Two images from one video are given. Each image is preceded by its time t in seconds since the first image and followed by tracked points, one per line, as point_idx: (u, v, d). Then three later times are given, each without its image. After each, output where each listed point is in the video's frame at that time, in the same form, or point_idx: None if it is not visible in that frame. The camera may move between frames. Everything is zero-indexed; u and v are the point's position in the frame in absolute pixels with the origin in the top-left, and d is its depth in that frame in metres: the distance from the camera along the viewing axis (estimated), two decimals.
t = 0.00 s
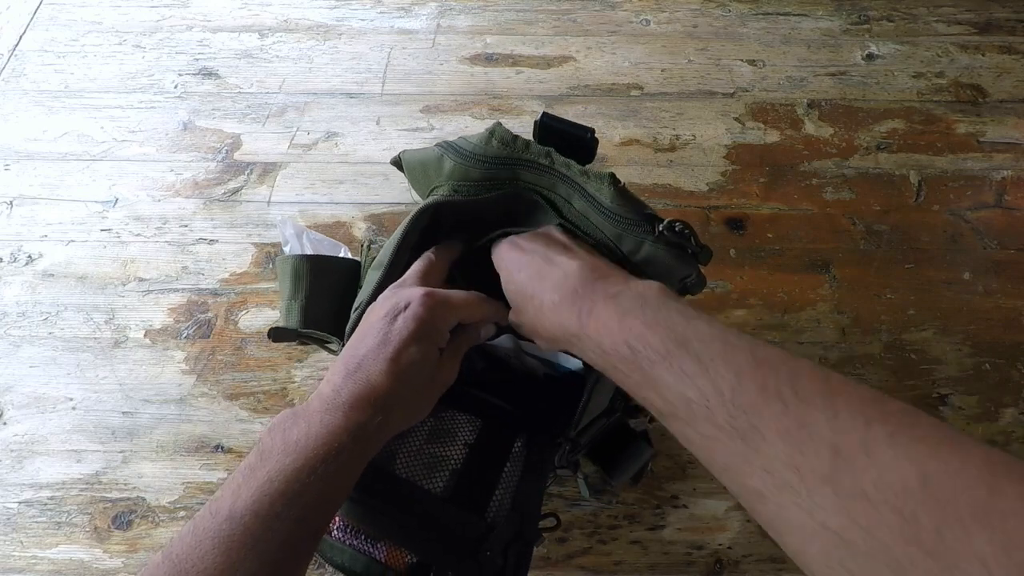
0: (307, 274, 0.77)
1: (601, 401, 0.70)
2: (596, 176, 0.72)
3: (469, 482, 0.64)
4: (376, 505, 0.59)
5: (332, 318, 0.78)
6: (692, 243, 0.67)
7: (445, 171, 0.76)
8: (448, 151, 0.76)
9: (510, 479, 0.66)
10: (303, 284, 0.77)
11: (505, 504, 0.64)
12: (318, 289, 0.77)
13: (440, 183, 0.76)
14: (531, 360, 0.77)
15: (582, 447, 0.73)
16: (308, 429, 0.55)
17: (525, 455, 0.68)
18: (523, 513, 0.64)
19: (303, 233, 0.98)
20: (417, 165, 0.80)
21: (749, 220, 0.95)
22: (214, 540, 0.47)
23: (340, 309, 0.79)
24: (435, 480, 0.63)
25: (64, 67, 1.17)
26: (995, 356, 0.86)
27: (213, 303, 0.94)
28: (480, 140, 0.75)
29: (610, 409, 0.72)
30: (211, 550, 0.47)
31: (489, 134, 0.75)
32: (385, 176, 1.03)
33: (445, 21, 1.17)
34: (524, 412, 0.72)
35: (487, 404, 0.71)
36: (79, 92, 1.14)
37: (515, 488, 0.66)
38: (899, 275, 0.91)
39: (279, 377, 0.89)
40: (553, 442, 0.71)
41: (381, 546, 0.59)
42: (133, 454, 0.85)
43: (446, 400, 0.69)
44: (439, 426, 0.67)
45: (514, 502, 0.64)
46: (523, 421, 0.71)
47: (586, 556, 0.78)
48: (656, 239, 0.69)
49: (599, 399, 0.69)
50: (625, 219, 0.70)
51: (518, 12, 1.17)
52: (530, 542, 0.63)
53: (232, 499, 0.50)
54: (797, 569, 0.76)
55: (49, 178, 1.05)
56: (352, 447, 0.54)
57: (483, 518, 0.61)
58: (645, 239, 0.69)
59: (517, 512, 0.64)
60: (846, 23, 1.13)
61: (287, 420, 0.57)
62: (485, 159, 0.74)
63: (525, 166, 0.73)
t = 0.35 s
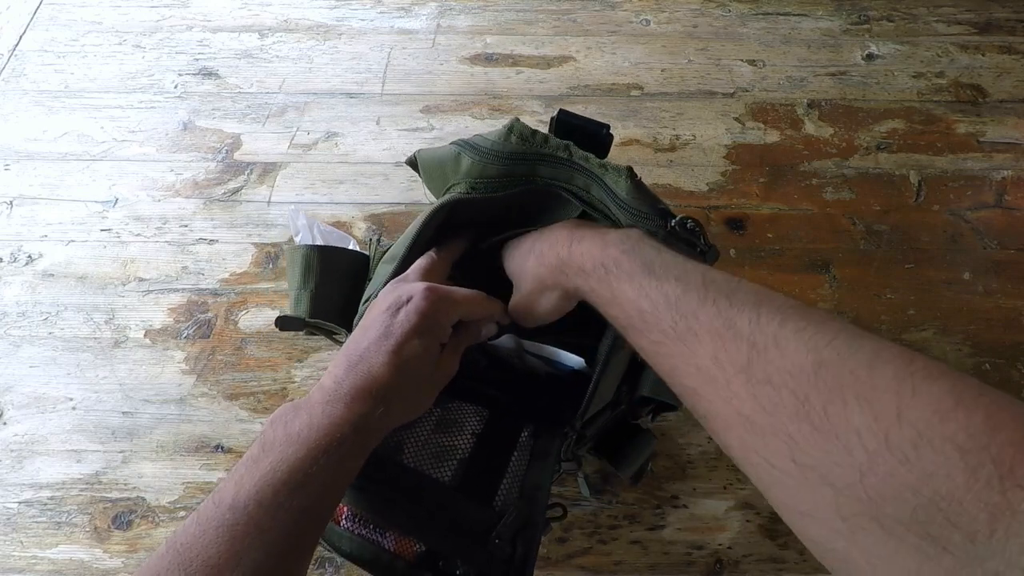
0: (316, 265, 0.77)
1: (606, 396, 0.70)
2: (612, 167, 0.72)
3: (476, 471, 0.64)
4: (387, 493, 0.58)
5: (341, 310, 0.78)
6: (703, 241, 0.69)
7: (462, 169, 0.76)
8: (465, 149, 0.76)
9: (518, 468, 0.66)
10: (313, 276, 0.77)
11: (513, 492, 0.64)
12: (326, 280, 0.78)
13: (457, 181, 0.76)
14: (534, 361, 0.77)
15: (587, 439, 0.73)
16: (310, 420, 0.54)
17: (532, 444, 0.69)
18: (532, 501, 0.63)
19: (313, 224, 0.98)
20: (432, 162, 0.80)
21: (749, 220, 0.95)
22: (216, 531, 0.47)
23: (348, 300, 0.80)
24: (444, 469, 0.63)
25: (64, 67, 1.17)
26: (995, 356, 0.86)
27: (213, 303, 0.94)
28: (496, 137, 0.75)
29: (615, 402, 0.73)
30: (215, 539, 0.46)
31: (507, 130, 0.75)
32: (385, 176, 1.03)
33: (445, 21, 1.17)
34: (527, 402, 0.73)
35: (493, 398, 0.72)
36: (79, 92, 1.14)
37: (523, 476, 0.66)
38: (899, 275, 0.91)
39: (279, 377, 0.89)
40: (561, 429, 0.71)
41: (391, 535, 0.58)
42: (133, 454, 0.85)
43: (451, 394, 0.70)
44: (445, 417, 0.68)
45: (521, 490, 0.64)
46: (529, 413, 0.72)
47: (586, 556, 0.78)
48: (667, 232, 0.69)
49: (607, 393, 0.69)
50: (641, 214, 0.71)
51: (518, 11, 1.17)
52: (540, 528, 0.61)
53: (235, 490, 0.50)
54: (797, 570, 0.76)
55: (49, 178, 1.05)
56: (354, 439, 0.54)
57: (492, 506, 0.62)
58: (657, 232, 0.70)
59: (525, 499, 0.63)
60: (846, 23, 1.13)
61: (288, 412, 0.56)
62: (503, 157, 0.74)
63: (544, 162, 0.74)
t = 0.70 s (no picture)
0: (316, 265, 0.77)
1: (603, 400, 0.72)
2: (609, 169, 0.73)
3: (476, 475, 0.64)
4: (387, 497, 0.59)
5: (340, 313, 0.79)
6: (694, 250, 0.70)
7: (461, 171, 0.76)
8: (463, 149, 0.76)
9: (518, 470, 0.67)
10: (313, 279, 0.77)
11: (512, 496, 0.64)
12: (325, 280, 0.78)
13: (457, 183, 0.76)
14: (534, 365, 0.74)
15: (587, 441, 0.75)
16: (311, 426, 0.55)
17: (532, 446, 0.69)
18: (532, 504, 0.64)
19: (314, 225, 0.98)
20: (429, 163, 0.80)
21: (749, 220, 0.95)
22: (220, 539, 0.48)
23: (348, 302, 0.80)
24: (443, 473, 0.63)
25: (64, 67, 1.17)
26: (995, 357, 0.86)
27: (213, 303, 0.94)
28: (496, 136, 0.76)
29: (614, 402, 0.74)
30: (218, 547, 0.48)
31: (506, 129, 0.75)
32: (385, 176, 1.03)
33: (445, 21, 1.17)
34: (529, 403, 0.72)
35: (494, 400, 0.72)
36: (79, 92, 1.13)
37: (523, 479, 0.66)
38: (899, 275, 0.91)
39: (279, 377, 0.89)
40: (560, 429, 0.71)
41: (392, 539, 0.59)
42: (133, 454, 0.85)
43: (453, 396, 0.70)
44: (445, 421, 0.68)
45: (521, 493, 0.65)
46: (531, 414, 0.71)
47: (586, 556, 0.78)
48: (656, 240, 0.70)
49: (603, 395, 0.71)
50: (630, 218, 0.72)
51: (518, 12, 1.17)
52: (539, 530, 0.63)
53: (237, 497, 0.51)
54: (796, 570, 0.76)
55: (49, 178, 1.05)
56: (354, 444, 0.54)
57: (491, 509, 0.62)
58: (647, 240, 0.71)
59: (526, 503, 0.64)
60: (846, 23, 1.13)
61: (289, 418, 0.57)
62: (502, 156, 0.74)
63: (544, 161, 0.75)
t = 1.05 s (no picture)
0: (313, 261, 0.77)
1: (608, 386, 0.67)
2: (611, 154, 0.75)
3: (477, 468, 0.63)
4: (387, 492, 0.58)
5: (338, 311, 0.78)
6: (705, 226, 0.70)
7: (457, 162, 0.77)
8: (459, 142, 0.77)
9: (520, 464, 0.65)
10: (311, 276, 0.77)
11: (515, 489, 0.63)
12: (323, 277, 0.77)
13: (453, 174, 0.78)
14: (535, 348, 0.74)
15: (591, 435, 0.71)
16: (312, 422, 0.55)
17: (534, 440, 0.68)
18: (534, 496, 0.63)
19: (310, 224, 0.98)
20: (427, 160, 0.81)
21: (749, 220, 0.95)
22: (228, 532, 0.49)
23: (347, 299, 0.79)
24: (444, 467, 0.62)
25: (64, 67, 1.17)
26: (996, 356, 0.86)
27: (213, 303, 0.94)
28: (492, 130, 0.76)
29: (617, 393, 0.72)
30: (225, 540, 0.48)
31: (504, 121, 0.76)
32: (385, 176, 1.03)
33: (445, 21, 1.17)
34: (530, 392, 0.73)
35: (495, 395, 0.72)
36: (79, 92, 1.13)
37: (526, 473, 0.65)
38: (899, 275, 0.91)
39: (279, 377, 0.89)
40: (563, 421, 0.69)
41: (394, 532, 0.59)
42: (133, 454, 0.85)
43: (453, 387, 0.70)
44: (446, 414, 0.66)
45: (523, 485, 0.64)
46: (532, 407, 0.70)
47: (586, 556, 0.78)
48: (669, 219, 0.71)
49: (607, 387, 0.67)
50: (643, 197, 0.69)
51: (518, 12, 1.17)
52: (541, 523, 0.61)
53: (242, 492, 0.51)
54: (797, 569, 0.76)
55: (49, 178, 1.05)
56: (356, 437, 0.54)
57: (493, 503, 0.61)
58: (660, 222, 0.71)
59: (527, 496, 0.63)
60: (846, 23, 1.13)
61: (294, 413, 0.57)
62: (498, 149, 0.75)
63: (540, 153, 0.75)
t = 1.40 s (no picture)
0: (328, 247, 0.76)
1: (620, 377, 0.67)
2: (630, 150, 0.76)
3: (490, 453, 0.64)
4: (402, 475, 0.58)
5: (350, 299, 0.78)
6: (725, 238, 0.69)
7: (478, 159, 0.75)
8: (483, 136, 0.75)
9: (532, 449, 0.66)
10: (324, 261, 0.76)
11: (527, 474, 0.64)
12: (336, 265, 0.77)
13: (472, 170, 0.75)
14: (546, 340, 0.72)
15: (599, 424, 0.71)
16: (320, 397, 0.52)
17: (545, 425, 0.68)
18: (546, 482, 0.64)
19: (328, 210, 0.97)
20: (447, 152, 0.78)
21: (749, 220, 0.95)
22: (234, 504, 0.46)
23: (358, 289, 0.79)
24: (458, 451, 0.62)
25: (65, 67, 1.17)
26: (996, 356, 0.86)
27: (213, 303, 0.94)
28: (517, 127, 0.76)
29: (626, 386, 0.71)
30: (232, 511, 0.46)
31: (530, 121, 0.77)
32: (385, 176, 1.03)
33: (445, 21, 1.17)
34: (540, 385, 0.72)
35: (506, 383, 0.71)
36: (79, 92, 1.14)
37: (536, 458, 0.65)
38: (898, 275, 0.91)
39: (279, 377, 0.89)
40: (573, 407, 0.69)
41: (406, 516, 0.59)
42: (133, 454, 0.85)
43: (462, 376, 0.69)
44: (457, 398, 0.66)
45: (535, 471, 0.65)
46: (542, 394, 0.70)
47: (587, 556, 0.78)
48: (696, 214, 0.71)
49: (617, 378, 0.66)
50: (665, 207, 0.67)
51: (518, 12, 1.17)
52: (555, 507, 0.62)
53: (252, 464, 0.49)
54: (797, 570, 0.76)
55: (49, 178, 1.05)
56: (365, 410, 0.52)
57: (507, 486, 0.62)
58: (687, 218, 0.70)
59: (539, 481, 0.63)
60: (846, 23, 1.13)
61: (302, 388, 0.55)
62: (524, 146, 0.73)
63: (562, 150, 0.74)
